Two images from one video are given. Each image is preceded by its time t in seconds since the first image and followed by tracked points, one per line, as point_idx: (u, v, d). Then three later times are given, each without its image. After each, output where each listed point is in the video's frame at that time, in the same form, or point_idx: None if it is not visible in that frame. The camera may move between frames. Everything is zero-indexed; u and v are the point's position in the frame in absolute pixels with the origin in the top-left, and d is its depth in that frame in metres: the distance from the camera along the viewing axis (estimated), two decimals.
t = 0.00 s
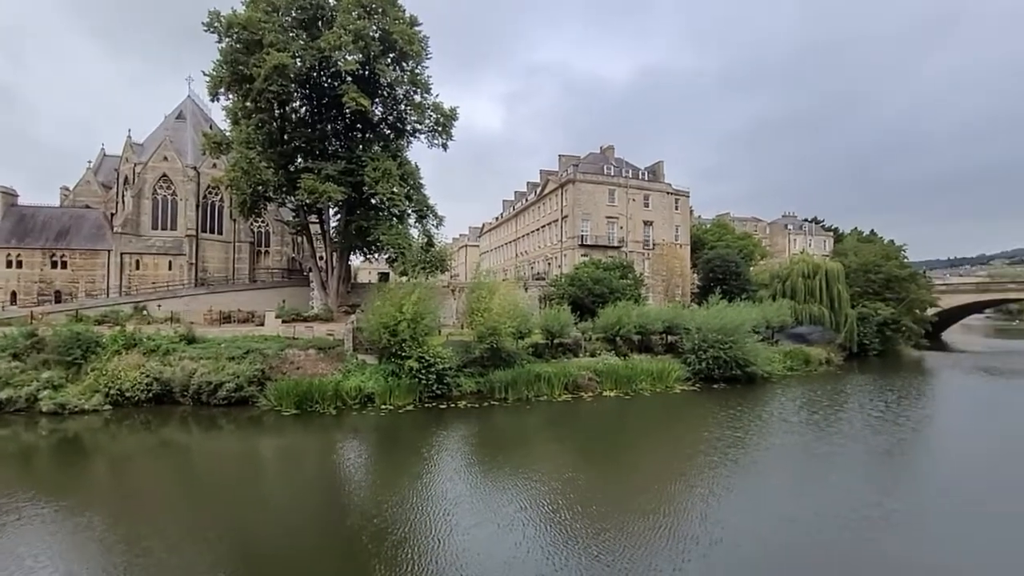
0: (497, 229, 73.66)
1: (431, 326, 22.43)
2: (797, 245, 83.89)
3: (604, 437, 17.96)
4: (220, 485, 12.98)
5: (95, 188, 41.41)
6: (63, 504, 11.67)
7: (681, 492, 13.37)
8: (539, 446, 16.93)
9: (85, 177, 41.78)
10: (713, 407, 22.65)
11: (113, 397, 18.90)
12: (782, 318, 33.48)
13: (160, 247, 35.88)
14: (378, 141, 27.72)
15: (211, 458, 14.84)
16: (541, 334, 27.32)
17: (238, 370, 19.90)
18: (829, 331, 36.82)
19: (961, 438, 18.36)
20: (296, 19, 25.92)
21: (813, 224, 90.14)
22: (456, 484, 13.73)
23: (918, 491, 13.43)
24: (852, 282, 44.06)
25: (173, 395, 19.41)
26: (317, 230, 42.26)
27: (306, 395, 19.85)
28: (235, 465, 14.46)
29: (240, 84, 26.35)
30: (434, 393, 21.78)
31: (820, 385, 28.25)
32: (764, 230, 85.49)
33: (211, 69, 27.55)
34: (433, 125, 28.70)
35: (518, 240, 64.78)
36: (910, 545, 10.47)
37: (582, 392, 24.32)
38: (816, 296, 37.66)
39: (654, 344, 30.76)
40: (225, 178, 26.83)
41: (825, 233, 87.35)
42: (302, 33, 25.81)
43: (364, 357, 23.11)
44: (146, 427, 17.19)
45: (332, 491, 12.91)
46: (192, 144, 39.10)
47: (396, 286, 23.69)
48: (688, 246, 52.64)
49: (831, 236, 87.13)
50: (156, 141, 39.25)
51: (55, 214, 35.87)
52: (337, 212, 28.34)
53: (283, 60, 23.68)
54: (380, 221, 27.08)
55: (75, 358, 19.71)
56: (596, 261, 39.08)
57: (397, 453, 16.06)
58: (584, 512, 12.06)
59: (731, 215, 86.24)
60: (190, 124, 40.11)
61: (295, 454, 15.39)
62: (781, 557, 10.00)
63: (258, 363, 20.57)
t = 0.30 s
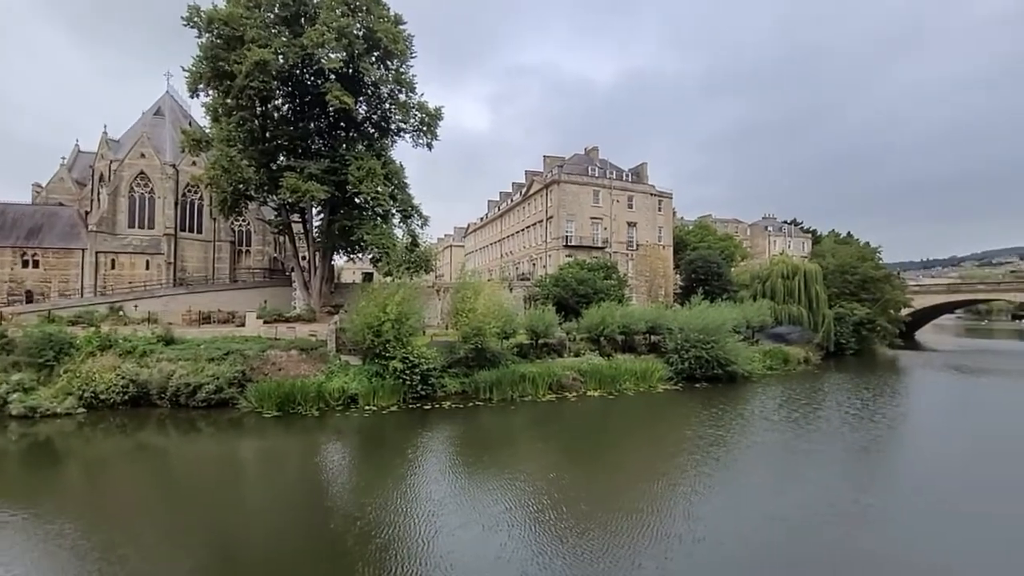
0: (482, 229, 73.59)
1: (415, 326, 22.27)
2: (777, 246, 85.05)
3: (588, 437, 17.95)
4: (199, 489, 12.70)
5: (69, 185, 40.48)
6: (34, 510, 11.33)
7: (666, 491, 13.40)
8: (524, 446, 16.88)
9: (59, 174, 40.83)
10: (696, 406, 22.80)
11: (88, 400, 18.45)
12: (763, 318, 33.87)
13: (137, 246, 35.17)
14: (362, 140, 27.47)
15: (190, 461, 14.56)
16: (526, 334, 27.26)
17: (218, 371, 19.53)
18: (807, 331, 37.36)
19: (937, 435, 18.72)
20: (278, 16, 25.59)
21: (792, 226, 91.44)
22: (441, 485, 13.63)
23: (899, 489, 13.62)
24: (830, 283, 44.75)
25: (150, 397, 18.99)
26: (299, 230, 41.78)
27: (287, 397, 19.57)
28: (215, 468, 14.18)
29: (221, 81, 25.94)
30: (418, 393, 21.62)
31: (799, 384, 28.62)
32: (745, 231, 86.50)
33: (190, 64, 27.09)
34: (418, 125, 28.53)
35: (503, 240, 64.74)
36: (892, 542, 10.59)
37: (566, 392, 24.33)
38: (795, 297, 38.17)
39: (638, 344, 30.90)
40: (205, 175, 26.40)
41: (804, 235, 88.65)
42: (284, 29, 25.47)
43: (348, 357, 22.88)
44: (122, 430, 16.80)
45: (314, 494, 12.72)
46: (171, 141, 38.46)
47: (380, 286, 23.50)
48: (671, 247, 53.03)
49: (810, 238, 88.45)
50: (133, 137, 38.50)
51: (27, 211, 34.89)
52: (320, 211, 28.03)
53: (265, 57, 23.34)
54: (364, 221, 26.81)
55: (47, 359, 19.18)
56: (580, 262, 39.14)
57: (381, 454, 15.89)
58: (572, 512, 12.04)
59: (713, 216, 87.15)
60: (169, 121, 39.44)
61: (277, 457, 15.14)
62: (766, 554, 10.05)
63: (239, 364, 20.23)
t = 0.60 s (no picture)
0: (468, 230, 73.45)
1: (401, 327, 22.09)
2: (758, 248, 86.05)
3: (574, 437, 17.94)
4: (178, 494, 12.43)
5: (44, 182, 39.54)
6: (5, 516, 11.00)
7: (652, 490, 13.42)
8: (510, 446, 16.83)
9: (33, 170, 39.88)
10: (680, 406, 22.90)
11: (63, 402, 18.01)
12: (745, 319, 34.19)
13: (115, 244, 34.47)
14: (347, 139, 27.22)
15: (170, 464, 14.27)
16: (512, 335, 27.17)
17: (199, 373, 19.20)
18: (788, 331, 37.80)
19: (916, 433, 19.06)
20: (262, 12, 25.24)
21: (774, 228, 92.63)
22: (428, 486, 13.54)
23: (882, 487, 13.79)
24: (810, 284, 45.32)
25: (128, 399, 18.61)
26: (283, 229, 41.34)
27: (270, 399, 19.30)
28: (195, 471, 13.93)
29: (203, 77, 25.54)
30: (404, 395, 21.47)
31: (780, 383, 28.93)
32: (728, 233, 87.39)
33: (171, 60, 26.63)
34: (404, 124, 28.36)
35: (489, 241, 64.64)
36: (878, 541, 10.69)
37: (552, 392, 24.32)
38: (776, 298, 38.59)
39: (623, 344, 30.98)
40: (187, 173, 25.96)
41: (785, 237, 89.82)
42: (268, 26, 25.13)
43: (332, 358, 22.63)
44: (99, 433, 16.42)
45: (299, 496, 12.54)
46: (151, 137, 37.82)
47: (365, 286, 23.30)
48: (656, 248, 53.34)
49: (791, 240, 89.63)
50: (111, 134, 37.76)
51: None
52: (304, 210, 27.71)
53: (248, 54, 22.99)
54: (349, 221, 26.56)
55: (20, 361, 18.67)
56: (566, 263, 39.16)
57: (366, 455, 15.74)
58: (560, 512, 12.01)
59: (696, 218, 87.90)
60: (148, 118, 38.76)
61: (260, 460, 14.92)
62: (755, 554, 10.07)
63: (220, 365, 19.89)
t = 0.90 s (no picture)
0: (457, 230, 73.29)
1: (389, 327, 21.93)
2: (744, 249, 86.74)
3: (563, 437, 17.90)
4: (162, 498, 12.21)
5: (23, 180, 38.79)
6: None
7: (638, 489, 13.46)
8: (498, 446, 16.79)
9: (12, 168, 39.12)
10: (667, 405, 22.98)
11: (42, 405, 17.65)
12: (731, 319, 34.44)
13: (96, 244, 33.91)
14: (335, 139, 27.00)
15: (153, 468, 14.05)
16: (500, 335, 27.09)
17: (183, 374, 18.90)
18: (772, 331, 38.16)
19: (900, 432, 19.32)
20: (248, 9, 24.95)
21: (759, 230, 93.48)
22: (417, 486, 13.47)
23: (868, 486, 13.92)
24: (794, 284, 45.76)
25: (110, 402, 18.29)
26: (269, 229, 40.94)
27: (255, 400, 19.06)
28: (180, 474, 13.71)
29: (187, 74, 25.21)
30: (391, 396, 21.33)
31: (765, 382, 29.16)
32: (714, 234, 88.04)
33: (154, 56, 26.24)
34: (392, 124, 28.21)
35: (478, 241, 64.52)
36: (866, 540, 10.77)
37: (540, 393, 24.30)
38: (761, 298, 38.93)
39: (610, 344, 31.02)
40: (171, 172, 25.61)
41: (770, 238, 90.68)
42: (254, 23, 24.85)
43: (319, 359, 22.43)
44: (79, 437, 16.12)
45: (286, 499, 12.38)
46: (133, 135, 37.25)
47: (353, 286, 23.12)
48: (643, 249, 53.53)
49: (776, 242, 90.53)
50: (92, 131, 37.18)
51: None
52: (291, 210, 27.46)
53: (234, 52, 22.71)
54: (337, 220, 26.34)
55: None
56: (554, 263, 39.17)
57: (354, 457, 15.62)
58: (550, 511, 12.00)
59: (683, 219, 88.40)
60: (131, 115, 38.22)
61: (246, 462, 14.73)
62: (746, 553, 10.09)
63: (205, 367, 19.60)
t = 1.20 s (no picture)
0: (446, 230, 73.10)
1: (377, 327, 21.80)
2: (731, 249, 87.38)
3: (553, 436, 17.87)
4: (146, 500, 12.01)
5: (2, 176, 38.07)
6: None
7: (627, 487, 13.46)
8: (487, 446, 16.73)
9: None
10: (655, 404, 23.05)
11: (21, 406, 17.29)
12: (718, 318, 34.67)
13: (78, 242, 33.35)
14: (323, 137, 26.75)
15: (136, 470, 13.81)
16: (489, 335, 27.02)
17: (167, 375, 18.62)
18: (758, 330, 38.47)
19: (885, 430, 19.55)
20: (234, 5, 24.65)
21: (745, 230, 94.23)
22: (406, 487, 13.37)
23: (856, 483, 14.05)
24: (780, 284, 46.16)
25: (92, 403, 17.98)
26: (256, 228, 40.53)
27: (242, 401, 18.85)
28: (164, 476, 13.49)
29: (172, 70, 24.86)
30: (380, 395, 21.19)
31: (752, 381, 29.37)
32: (702, 234, 88.61)
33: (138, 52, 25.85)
34: (381, 122, 28.02)
35: (467, 240, 64.35)
36: (856, 538, 10.81)
37: (529, 392, 24.27)
38: (748, 298, 39.22)
39: (599, 344, 31.01)
40: (155, 169, 25.22)
41: (756, 238, 91.43)
42: (240, 19, 24.55)
43: (306, 359, 22.23)
44: (60, 438, 15.82)
45: (274, 501, 12.20)
46: (116, 132, 36.72)
47: (341, 286, 22.95)
48: (632, 249, 53.68)
49: (762, 242, 91.32)
50: (74, 127, 36.60)
51: None
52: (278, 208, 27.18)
53: (220, 48, 22.40)
54: (325, 219, 26.11)
55: None
56: (543, 263, 39.13)
57: (342, 457, 15.48)
58: (540, 510, 11.95)
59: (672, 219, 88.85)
60: (114, 111, 37.67)
61: (232, 463, 14.55)
62: (737, 551, 10.11)
63: (190, 367, 19.33)
